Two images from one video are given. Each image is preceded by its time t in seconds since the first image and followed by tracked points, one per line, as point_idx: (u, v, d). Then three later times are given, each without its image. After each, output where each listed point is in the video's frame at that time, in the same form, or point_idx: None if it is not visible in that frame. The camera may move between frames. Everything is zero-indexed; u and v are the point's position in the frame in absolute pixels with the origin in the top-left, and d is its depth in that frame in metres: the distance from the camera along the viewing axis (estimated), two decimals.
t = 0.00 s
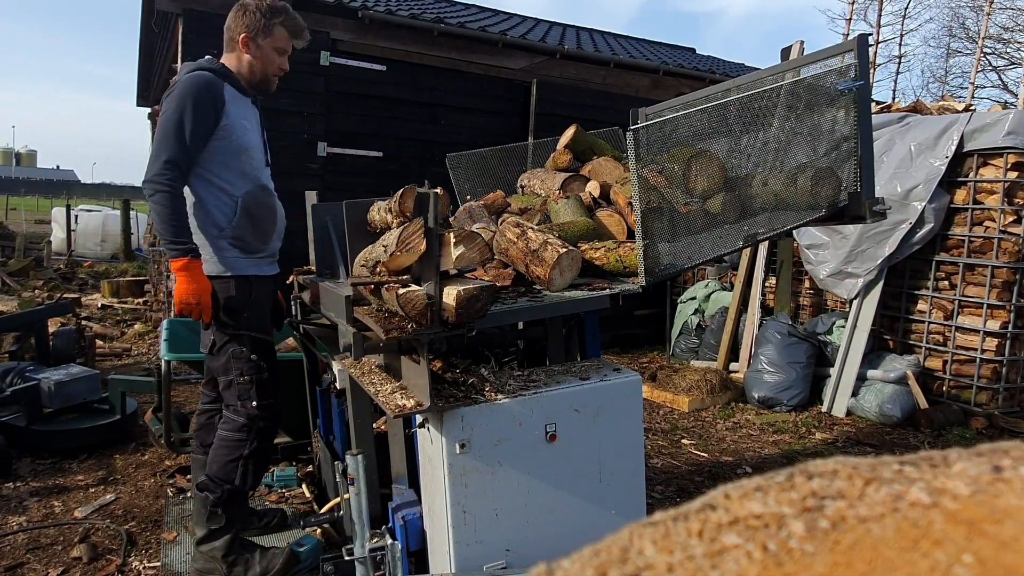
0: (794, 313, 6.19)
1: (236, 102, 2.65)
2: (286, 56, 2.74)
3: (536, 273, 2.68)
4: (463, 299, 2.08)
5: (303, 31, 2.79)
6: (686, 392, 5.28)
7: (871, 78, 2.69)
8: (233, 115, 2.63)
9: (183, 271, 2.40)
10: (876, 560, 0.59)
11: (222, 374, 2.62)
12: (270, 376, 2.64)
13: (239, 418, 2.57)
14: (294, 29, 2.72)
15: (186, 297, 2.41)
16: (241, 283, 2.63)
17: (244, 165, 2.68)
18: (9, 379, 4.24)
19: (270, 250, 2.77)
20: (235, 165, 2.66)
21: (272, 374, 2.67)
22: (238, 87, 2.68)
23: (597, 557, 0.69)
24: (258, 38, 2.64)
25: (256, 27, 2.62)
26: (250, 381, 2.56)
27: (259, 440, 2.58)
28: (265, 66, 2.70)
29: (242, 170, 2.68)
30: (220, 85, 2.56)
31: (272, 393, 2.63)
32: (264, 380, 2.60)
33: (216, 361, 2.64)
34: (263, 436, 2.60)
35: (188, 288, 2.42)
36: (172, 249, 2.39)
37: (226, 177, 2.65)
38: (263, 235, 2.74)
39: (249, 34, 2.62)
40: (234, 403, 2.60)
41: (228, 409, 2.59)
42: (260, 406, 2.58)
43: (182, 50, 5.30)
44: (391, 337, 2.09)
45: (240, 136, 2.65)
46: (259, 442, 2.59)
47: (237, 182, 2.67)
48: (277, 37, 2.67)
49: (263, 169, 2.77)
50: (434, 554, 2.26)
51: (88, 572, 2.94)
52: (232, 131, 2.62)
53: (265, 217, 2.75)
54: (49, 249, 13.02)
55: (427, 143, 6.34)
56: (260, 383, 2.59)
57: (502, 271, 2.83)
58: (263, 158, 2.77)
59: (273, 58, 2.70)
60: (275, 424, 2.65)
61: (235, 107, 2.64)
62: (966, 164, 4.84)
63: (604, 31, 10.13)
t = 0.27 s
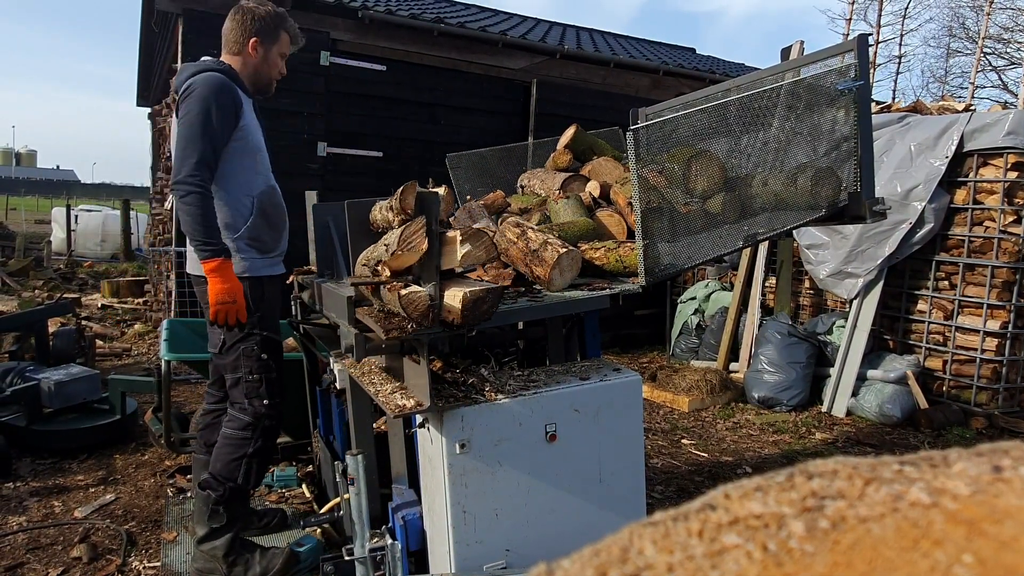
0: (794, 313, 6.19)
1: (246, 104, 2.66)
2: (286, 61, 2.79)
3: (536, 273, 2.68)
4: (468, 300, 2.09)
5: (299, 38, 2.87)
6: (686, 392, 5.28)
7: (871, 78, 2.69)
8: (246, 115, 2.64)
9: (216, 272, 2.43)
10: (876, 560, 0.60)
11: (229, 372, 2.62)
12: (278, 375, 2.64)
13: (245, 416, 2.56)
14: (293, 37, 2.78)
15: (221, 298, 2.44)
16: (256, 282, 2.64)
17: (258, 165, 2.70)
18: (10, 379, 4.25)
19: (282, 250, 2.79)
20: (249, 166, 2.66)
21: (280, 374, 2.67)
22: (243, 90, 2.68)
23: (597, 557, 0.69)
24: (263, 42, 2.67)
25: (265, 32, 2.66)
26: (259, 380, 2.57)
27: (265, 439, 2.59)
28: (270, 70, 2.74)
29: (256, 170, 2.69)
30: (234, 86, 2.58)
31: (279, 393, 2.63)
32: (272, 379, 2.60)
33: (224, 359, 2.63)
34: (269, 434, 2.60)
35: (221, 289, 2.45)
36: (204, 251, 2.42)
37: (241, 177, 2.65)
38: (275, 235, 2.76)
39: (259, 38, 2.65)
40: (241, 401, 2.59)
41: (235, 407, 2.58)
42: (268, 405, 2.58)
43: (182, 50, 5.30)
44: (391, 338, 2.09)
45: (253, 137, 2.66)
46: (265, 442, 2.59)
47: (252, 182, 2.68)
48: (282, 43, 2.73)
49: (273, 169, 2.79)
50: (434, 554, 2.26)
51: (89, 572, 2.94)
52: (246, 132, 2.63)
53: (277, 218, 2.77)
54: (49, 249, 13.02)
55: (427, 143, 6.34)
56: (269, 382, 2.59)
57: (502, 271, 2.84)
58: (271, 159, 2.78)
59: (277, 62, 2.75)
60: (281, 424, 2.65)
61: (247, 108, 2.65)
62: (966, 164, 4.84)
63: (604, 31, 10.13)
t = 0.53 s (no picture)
0: (794, 313, 6.19)
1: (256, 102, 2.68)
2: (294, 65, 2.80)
3: (536, 273, 2.68)
4: (475, 304, 2.08)
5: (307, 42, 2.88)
6: (686, 392, 5.28)
7: (871, 78, 2.69)
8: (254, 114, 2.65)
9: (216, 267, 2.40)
10: (876, 560, 0.60)
11: (229, 372, 2.62)
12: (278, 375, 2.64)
13: (245, 416, 2.56)
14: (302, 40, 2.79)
15: (220, 294, 2.41)
16: (254, 281, 2.63)
17: (263, 163, 2.70)
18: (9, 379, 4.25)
19: (283, 250, 2.78)
20: (255, 163, 2.67)
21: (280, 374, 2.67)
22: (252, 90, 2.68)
23: (597, 558, 0.69)
24: (273, 45, 2.68)
25: (275, 35, 2.67)
26: (258, 380, 2.56)
27: (265, 440, 2.59)
28: (280, 72, 2.74)
29: (261, 169, 2.69)
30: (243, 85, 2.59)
31: (279, 393, 2.63)
32: (272, 379, 2.60)
33: (224, 359, 2.63)
34: (268, 434, 2.60)
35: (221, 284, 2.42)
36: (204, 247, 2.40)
37: (245, 174, 2.65)
38: (277, 235, 2.75)
39: (269, 41, 2.66)
40: (240, 401, 2.59)
41: (234, 408, 2.58)
42: (267, 405, 2.58)
43: (182, 50, 5.30)
44: (391, 337, 2.11)
45: (260, 135, 2.67)
46: (264, 442, 2.59)
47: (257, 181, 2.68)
48: (291, 47, 2.74)
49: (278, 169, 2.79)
50: (434, 554, 2.26)
51: (89, 572, 2.94)
52: (253, 130, 2.64)
53: (279, 217, 2.77)
54: (49, 249, 13.02)
55: (427, 143, 6.35)
56: (268, 382, 2.59)
57: (502, 271, 2.82)
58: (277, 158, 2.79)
59: (286, 66, 2.75)
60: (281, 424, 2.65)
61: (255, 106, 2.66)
62: (966, 164, 4.84)
63: (604, 31, 10.13)
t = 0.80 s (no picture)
0: (794, 313, 6.19)
1: (268, 101, 2.69)
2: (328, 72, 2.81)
3: (536, 272, 2.68)
4: (483, 307, 2.08)
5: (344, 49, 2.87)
6: (686, 392, 5.28)
7: (871, 78, 2.69)
8: (260, 111, 2.65)
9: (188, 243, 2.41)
10: (876, 560, 0.60)
11: (205, 373, 2.64)
12: (251, 372, 2.63)
13: (220, 416, 2.58)
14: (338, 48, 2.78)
15: (191, 270, 2.42)
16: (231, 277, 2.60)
17: (263, 161, 2.68)
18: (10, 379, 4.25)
19: (269, 250, 2.75)
20: (253, 160, 2.66)
21: (256, 372, 2.66)
22: (276, 93, 2.73)
23: (597, 557, 0.69)
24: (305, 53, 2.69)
25: (311, 44, 2.68)
26: (229, 379, 2.57)
27: (242, 437, 2.60)
28: (311, 81, 2.76)
29: (259, 166, 2.68)
30: (251, 81, 2.61)
31: (253, 391, 2.63)
32: (244, 378, 2.59)
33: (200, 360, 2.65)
34: (247, 432, 2.62)
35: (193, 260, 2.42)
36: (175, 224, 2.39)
37: (240, 168, 2.64)
38: (264, 233, 2.73)
39: (304, 50, 2.67)
40: (214, 401, 2.61)
41: (209, 408, 2.60)
42: (240, 404, 2.58)
43: (182, 50, 5.30)
44: (391, 337, 2.11)
45: (263, 133, 2.66)
46: (242, 440, 2.60)
47: (252, 176, 2.67)
48: (326, 57, 2.75)
49: (282, 169, 2.76)
50: (434, 555, 2.26)
51: (89, 572, 2.94)
52: (256, 126, 2.64)
53: (271, 216, 2.75)
54: (49, 249, 13.02)
55: (427, 143, 6.35)
56: (240, 381, 2.59)
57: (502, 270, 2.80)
58: (283, 158, 2.76)
59: (318, 75, 2.76)
60: (258, 420, 2.66)
61: (265, 104, 2.67)
62: (966, 164, 4.84)
63: (604, 31, 10.12)
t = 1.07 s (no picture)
0: (794, 313, 6.19)
1: (273, 104, 2.69)
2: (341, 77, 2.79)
3: (536, 273, 2.68)
4: (491, 312, 2.07)
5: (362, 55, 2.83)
6: (687, 392, 5.28)
7: (871, 78, 2.69)
8: (262, 113, 2.65)
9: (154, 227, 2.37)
10: (876, 560, 0.60)
11: (189, 373, 2.64)
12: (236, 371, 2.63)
13: (203, 415, 2.58)
14: (353, 54, 2.76)
15: (154, 254, 2.38)
16: (218, 276, 2.61)
17: (261, 163, 2.67)
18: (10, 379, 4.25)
19: (261, 252, 2.74)
20: (251, 161, 2.65)
21: (239, 371, 2.65)
22: (286, 96, 2.76)
23: (597, 557, 0.69)
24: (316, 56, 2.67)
25: (322, 48, 2.66)
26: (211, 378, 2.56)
27: (227, 436, 2.60)
28: (323, 86, 2.76)
29: (257, 167, 2.67)
30: (254, 83, 2.60)
31: (236, 390, 2.62)
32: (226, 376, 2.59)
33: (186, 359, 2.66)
34: (231, 430, 2.61)
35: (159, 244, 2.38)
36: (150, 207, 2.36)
37: (236, 168, 2.63)
38: (257, 235, 2.71)
39: (315, 54, 2.66)
40: (198, 401, 2.61)
41: (193, 408, 2.60)
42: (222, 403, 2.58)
43: (182, 50, 5.30)
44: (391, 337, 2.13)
45: (264, 135, 2.65)
46: (227, 438, 2.60)
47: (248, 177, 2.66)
48: (338, 61, 2.73)
49: (281, 172, 2.75)
50: (434, 555, 2.26)
51: (89, 572, 2.94)
52: (257, 128, 2.63)
53: (266, 218, 2.73)
54: (49, 249, 13.02)
55: (427, 143, 6.35)
56: (222, 380, 2.58)
57: (503, 270, 2.80)
58: (283, 162, 2.75)
59: (331, 79, 2.75)
60: (244, 419, 2.65)
61: (269, 108, 2.67)
62: (966, 164, 4.84)
63: (603, 31, 10.12)
